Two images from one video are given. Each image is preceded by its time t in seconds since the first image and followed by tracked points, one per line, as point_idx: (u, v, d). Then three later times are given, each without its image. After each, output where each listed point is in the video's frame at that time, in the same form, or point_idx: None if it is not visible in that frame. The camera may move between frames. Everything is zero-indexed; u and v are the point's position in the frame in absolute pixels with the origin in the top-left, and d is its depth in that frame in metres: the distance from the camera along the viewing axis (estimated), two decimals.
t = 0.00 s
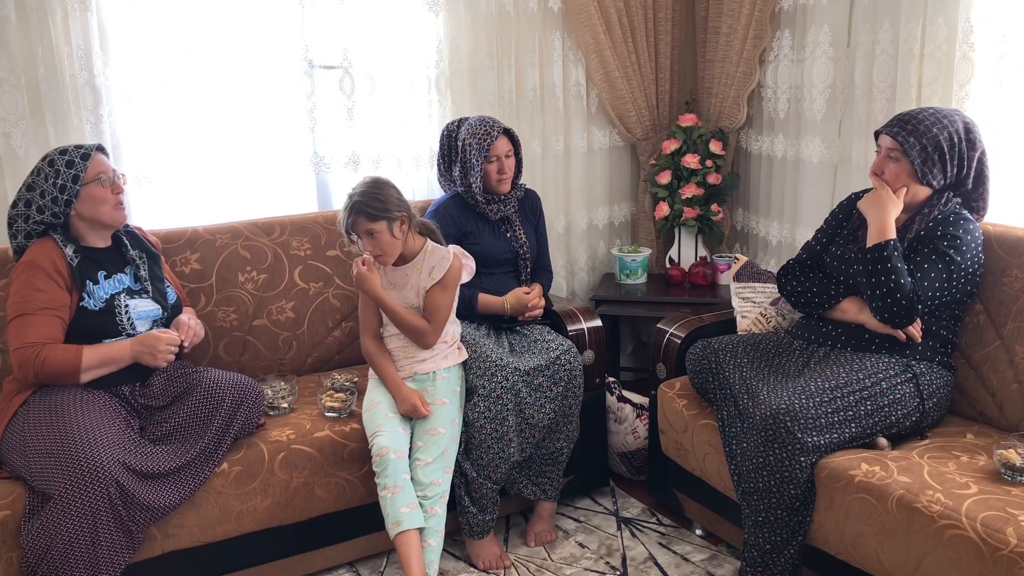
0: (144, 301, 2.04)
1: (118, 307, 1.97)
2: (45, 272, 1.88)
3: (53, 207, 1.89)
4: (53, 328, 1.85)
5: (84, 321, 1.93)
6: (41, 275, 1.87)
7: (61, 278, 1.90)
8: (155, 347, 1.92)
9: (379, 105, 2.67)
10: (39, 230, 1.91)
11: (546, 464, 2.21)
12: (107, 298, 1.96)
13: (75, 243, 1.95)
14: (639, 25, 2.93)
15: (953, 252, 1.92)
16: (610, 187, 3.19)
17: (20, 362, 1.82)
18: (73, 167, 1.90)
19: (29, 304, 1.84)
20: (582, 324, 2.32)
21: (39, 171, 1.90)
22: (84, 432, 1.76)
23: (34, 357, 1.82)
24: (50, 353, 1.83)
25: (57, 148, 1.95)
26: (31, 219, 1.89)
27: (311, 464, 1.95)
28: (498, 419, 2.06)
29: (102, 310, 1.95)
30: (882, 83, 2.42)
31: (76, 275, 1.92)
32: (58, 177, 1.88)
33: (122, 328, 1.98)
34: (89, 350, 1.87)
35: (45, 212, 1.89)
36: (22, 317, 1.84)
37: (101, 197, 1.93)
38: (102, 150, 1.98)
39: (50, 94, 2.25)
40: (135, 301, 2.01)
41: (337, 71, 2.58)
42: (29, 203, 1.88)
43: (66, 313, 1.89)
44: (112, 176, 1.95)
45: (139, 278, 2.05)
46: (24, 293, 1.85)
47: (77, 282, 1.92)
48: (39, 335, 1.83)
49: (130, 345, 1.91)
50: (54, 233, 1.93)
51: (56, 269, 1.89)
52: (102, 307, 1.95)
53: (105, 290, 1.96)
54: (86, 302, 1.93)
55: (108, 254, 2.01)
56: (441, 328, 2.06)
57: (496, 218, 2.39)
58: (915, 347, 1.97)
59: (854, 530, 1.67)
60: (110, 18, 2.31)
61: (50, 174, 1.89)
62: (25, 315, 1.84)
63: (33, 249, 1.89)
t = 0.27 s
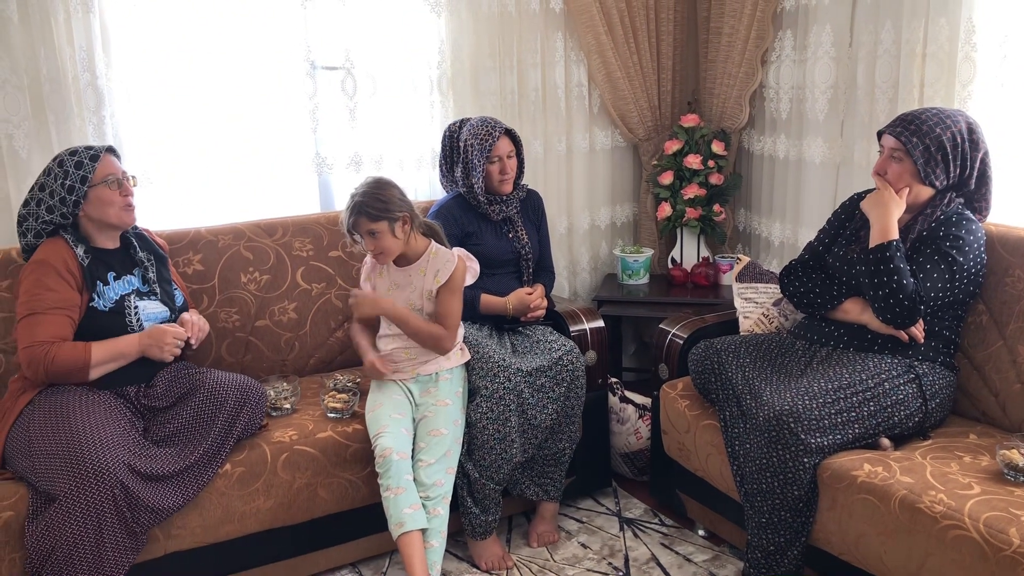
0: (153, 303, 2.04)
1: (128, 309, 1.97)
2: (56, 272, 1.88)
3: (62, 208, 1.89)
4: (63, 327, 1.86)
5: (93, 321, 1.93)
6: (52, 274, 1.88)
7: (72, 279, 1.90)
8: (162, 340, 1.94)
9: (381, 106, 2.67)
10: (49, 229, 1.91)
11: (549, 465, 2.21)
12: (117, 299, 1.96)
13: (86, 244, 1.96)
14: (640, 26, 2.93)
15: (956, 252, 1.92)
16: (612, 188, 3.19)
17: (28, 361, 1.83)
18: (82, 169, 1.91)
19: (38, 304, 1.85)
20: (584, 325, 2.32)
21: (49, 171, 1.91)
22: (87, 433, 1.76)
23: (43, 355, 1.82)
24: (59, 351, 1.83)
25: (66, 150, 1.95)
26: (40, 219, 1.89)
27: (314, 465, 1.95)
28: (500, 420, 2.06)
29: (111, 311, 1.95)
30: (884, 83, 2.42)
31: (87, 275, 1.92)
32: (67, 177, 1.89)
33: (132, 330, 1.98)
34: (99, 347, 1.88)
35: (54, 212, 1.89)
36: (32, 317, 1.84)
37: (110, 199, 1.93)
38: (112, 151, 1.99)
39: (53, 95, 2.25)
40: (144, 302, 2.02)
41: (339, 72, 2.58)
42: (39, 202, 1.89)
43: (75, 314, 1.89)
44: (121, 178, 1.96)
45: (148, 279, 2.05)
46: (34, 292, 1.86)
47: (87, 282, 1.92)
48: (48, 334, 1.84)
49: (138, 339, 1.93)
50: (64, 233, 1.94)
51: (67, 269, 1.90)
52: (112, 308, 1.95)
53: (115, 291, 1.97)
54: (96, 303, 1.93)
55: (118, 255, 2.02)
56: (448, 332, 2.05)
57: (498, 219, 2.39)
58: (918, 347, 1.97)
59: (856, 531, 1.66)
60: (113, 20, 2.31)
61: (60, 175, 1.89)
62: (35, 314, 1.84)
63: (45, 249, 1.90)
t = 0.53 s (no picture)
0: (154, 306, 2.05)
1: (129, 311, 1.98)
2: (57, 275, 1.89)
3: (63, 211, 1.89)
4: (64, 330, 1.86)
5: (94, 324, 1.93)
6: (53, 277, 1.88)
7: (72, 282, 1.90)
8: (163, 341, 1.94)
9: (381, 108, 2.68)
10: (49, 232, 1.91)
11: (551, 466, 2.21)
12: (118, 302, 1.97)
13: (86, 247, 1.96)
14: (641, 27, 2.94)
15: (957, 251, 1.92)
16: (613, 188, 3.19)
17: (30, 364, 1.83)
18: (83, 173, 1.91)
19: (39, 307, 1.85)
20: (586, 326, 2.32)
21: (51, 174, 1.91)
22: (90, 435, 1.76)
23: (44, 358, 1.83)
24: (59, 353, 1.83)
25: (69, 153, 1.96)
26: (42, 222, 1.90)
27: (316, 467, 1.95)
28: (502, 421, 2.06)
29: (112, 314, 1.96)
30: (884, 84, 2.42)
31: (88, 278, 1.93)
32: (67, 181, 1.89)
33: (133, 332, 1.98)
34: (99, 348, 1.88)
35: (55, 215, 1.89)
36: (32, 319, 1.85)
37: (110, 203, 1.94)
38: (114, 155, 2.00)
39: (54, 99, 2.26)
40: (145, 305, 2.03)
41: (340, 75, 2.59)
42: (41, 205, 1.89)
43: (76, 317, 1.90)
44: (122, 183, 1.96)
45: (149, 282, 2.06)
46: (35, 295, 1.86)
47: (88, 285, 1.93)
48: (48, 337, 1.84)
49: (139, 341, 1.93)
50: (64, 237, 1.94)
51: (69, 273, 1.90)
52: (113, 311, 1.96)
53: (116, 294, 1.97)
54: (97, 306, 1.94)
55: (119, 259, 2.03)
56: (446, 338, 2.04)
57: (499, 221, 2.40)
58: (919, 347, 1.97)
59: (859, 530, 1.66)
60: (114, 23, 2.32)
61: (61, 178, 1.90)
62: (35, 317, 1.85)
63: (46, 253, 1.91)
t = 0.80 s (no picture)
0: (149, 309, 2.05)
1: (125, 315, 1.98)
2: (53, 279, 1.89)
3: (57, 216, 1.90)
4: (60, 334, 1.86)
5: (89, 328, 1.93)
6: (48, 282, 1.88)
7: (67, 286, 1.91)
8: (159, 345, 1.95)
9: (379, 110, 2.68)
10: (45, 237, 1.92)
11: (550, 467, 2.21)
12: (113, 306, 1.97)
13: (81, 252, 1.97)
14: (638, 28, 2.94)
15: (955, 249, 1.92)
16: (611, 189, 3.20)
17: (27, 368, 1.83)
18: (77, 177, 1.91)
19: (35, 311, 1.85)
20: (584, 327, 2.32)
21: (46, 178, 1.91)
22: (88, 439, 1.77)
23: (40, 362, 1.83)
24: (55, 358, 1.84)
25: (65, 157, 1.96)
26: (36, 226, 1.90)
27: (316, 469, 1.96)
28: (501, 422, 2.06)
29: (107, 317, 1.96)
30: (881, 83, 2.42)
31: (83, 282, 1.93)
32: (62, 186, 1.90)
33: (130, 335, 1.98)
34: (96, 352, 1.88)
35: (50, 220, 1.90)
36: (28, 324, 1.85)
37: (104, 207, 1.94)
38: (109, 159, 2.00)
39: (52, 103, 2.26)
40: (140, 309, 2.03)
41: (337, 77, 2.59)
42: (36, 210, 1.89)
43: (71, 321, 1.90)
44: (116, 187, 1.96)
45: (144, 286, 2.06)
46: (31, 300, 1.86)
47: (83, 289, 1.93)
48: (45, 341, 1.84)
49: (136, 345, 1.94)
50: (59, 242, 1.94)
51: (64, 277, 1.90)
52: (108, 314, 1.96)
53: (111, 298, 1.98)
54: (92, 310, 1.94)
55: (115, 263, 2.03)
56: (432, 342, 2.03)
57: (497, 222, 2.40)
58: (918, 346, 1.97)
59: (858, 530, 1.67)
60: (111, 27, 2.32)
61: (55, 183, 1.90)
62: (31, 322, 1.85)
63: (41, 257, 1.91)
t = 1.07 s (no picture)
0: (146, 311, 2.05)
1: (120, 317, 1.98)
2: (48, 282, 1.89)
3: (53, 219, 1.90)
4: (56, 337, 1.87)
5: (86, 331, 1.93)
6: (44, 285, 1.88)
7: (63, 289, 1.91)
8: (156, 349, 1.95)
9: (376, 112, 2.68)
10: (41, 240, 1.92)
11: (547, 468, 2.21)
12: (108, 309, 1.97)
13: (77, 255, 1.97)
14: (633, 29, 2.95)
15: (950, 250, 1.93)
16: (608, 190, 3.20)
17: (23, 371, 1.83)
18: (74, 180, 1.91)
19: (30, 315, 1.85)
20: (581, 328, 2.33)
21: (43, 181, 1.92)
22: (85, 442, 1.77)
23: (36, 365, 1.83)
24: (50, 360, 1.84)
25: (61, 160, 1.97)
26: (33, 230, 1.90)
27: (313, 472, 1.96)
28: (498, 424, 2.06)
29: (104, 320, 1.96)
30: (877, 84, 2.43)
31: (80, 285, 1.93)
32: (59, 189, 1.90)
33: (125, 338, 1.98)
34: (92, 356, 1.88)
35: (46, 223, 1.90)
36: (24, 327, 1.85)
37: (102, 209, 1.94)
38: (107, 162, 2.00)
39: (49, 107, 2.26)
40: (137, 311, 2.03)
41: (334, 80, 2.59)
42: (31, 213, 1.90)
43: (67, 324, 1.90)
44: (113, 190, 1.96)
45: (140, 288, 2.06)
46: (26, 303, 1.87)
47: (78, 292, 1.93)
48: (41, 345, 1.85)
49: (134, 349, 1.94)
50: (55, 245, 1.94)
51: (59, 280, 1.90)
52: (104, 317, 1.96)
53: (107, 301, 1.98)
54: (87, 312, 1.94)
55: (111, 267, 2.03)
56: (422, 344, 2.03)
57: (494, 224, 2.40)
58: (914, 346, 1.98)
59: (854, 529, 1.67)
60: (107, 30, 2.32)
61: (51, 186, 1.90)
62: (27, 326, 1.85)
63: (37, 260, 1.91)
